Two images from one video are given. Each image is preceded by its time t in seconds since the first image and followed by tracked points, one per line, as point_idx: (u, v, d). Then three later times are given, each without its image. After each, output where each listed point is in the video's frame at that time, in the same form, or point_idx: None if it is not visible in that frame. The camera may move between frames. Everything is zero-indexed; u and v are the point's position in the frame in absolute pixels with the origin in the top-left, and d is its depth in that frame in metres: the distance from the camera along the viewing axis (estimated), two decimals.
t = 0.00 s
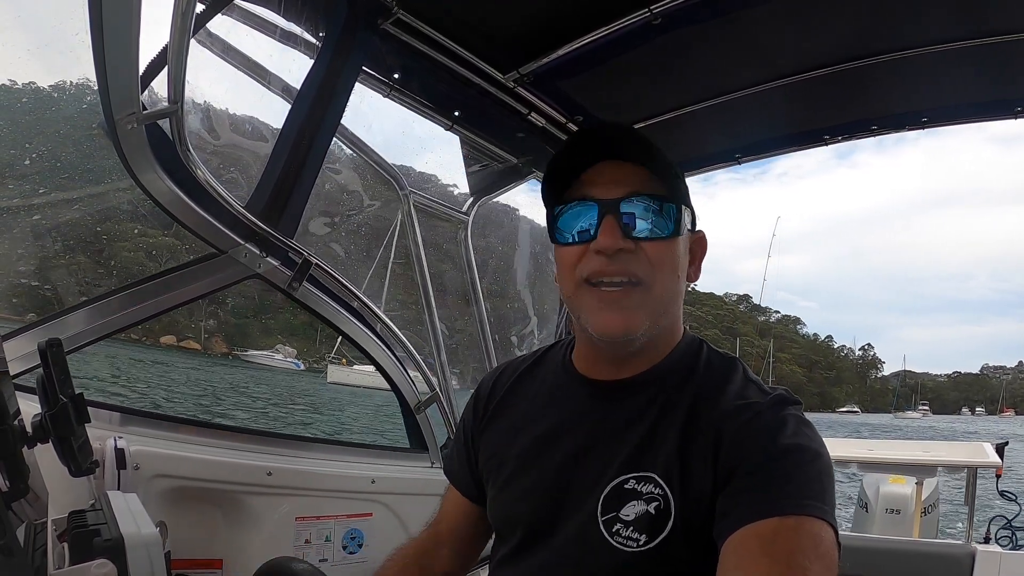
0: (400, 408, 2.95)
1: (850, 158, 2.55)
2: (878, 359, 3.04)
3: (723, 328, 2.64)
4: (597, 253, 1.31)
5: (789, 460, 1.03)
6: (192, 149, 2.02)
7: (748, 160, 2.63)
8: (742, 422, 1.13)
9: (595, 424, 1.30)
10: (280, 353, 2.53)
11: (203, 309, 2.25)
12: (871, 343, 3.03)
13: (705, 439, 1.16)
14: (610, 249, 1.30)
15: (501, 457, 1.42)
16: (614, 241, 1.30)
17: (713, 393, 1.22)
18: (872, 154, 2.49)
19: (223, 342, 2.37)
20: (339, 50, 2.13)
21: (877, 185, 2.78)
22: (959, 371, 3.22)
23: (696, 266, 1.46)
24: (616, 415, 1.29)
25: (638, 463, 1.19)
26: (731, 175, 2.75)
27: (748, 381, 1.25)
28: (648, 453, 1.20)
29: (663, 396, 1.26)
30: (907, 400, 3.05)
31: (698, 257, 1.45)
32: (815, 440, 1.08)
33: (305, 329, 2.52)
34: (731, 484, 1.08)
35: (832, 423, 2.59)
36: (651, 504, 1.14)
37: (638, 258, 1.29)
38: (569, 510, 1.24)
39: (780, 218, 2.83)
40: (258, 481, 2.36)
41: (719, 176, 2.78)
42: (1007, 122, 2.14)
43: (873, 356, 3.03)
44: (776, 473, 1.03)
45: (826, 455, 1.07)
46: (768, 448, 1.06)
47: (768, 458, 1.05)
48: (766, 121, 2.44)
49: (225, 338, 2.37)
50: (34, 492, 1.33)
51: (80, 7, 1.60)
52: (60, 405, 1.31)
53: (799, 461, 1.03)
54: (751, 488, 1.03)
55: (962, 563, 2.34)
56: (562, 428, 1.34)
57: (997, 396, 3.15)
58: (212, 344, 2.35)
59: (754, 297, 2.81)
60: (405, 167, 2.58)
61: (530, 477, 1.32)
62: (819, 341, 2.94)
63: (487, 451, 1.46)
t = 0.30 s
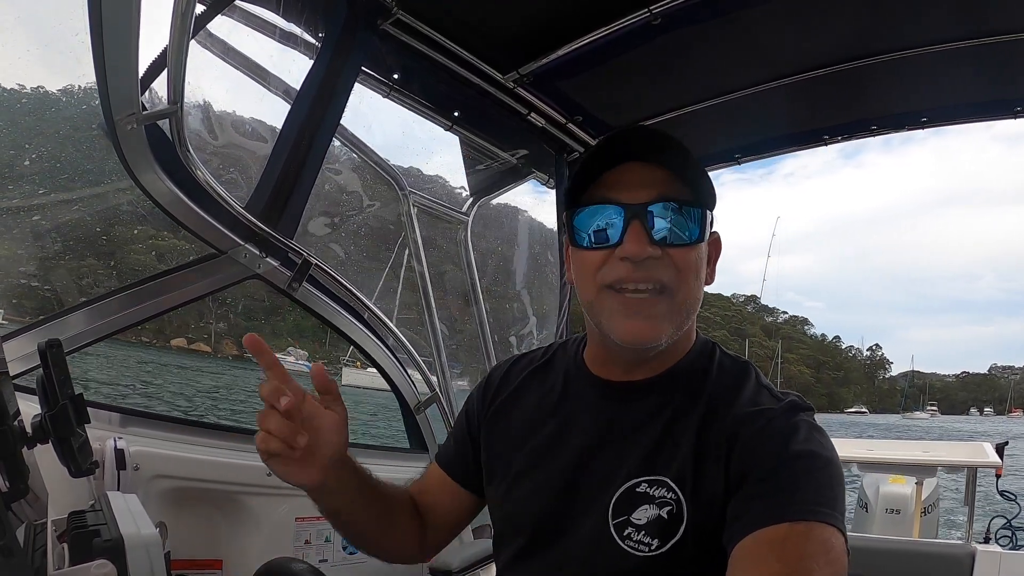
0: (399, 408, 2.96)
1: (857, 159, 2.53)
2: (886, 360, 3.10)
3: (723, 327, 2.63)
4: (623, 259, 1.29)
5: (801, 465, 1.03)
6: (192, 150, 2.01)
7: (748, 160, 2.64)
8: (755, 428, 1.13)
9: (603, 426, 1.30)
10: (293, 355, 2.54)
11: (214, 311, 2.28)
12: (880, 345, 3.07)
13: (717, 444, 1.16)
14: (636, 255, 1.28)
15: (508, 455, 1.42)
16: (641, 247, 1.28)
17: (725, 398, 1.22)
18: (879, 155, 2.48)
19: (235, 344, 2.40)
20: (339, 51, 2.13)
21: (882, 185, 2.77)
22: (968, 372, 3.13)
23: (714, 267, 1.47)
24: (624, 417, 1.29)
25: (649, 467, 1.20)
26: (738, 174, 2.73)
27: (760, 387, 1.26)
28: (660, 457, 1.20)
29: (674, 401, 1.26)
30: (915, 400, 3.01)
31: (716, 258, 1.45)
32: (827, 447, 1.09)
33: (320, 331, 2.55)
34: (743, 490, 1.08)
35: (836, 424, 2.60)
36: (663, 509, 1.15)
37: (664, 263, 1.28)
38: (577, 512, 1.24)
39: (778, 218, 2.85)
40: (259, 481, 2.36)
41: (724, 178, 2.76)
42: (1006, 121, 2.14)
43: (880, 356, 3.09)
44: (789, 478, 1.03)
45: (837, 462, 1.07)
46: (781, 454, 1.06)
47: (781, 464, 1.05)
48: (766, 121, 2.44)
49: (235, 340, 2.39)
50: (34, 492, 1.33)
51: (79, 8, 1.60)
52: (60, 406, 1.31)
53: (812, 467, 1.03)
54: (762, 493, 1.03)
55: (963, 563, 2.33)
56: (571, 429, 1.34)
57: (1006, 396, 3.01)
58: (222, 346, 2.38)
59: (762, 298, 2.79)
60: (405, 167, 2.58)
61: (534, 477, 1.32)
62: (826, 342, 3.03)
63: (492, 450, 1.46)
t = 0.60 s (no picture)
0: (399, 406, 2.96)
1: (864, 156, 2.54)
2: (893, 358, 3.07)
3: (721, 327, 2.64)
4: (573, 256, 1.32)
5: (811, 474, 1.03)
6: (191, 148, 2.01)
7: (747, 160, 2.64)
8: (765, 435, 1.13)
9: (609, 433, 1.29)
10: (305, 357, 2.60)
11: (223, 311, 2.30)
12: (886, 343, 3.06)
13: (727, 452, 1.16)
14: (580, 250, 1.30)
15: (511, 457, 1.42)
16: (585, 241, 1.31)
17: (735, 405, 1.22)
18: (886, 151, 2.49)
19: (243, 344, 2.43)
20: (338, 50, 2.13)
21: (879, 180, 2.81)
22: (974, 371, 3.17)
23: (717, 260, 1.38)
24: (626, 421, 1.29)
25: (657, 475, 1.19)
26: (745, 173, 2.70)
27: (770, 392, 1.25)
28: (668, 464, 1.20)
29: (681, 406, 1.26)
30: (922, 399, 3.04)
31: (716, 252, 1.36)
32: (838, 454, 1.09)
33: (328, 334, 2.57)
34: (754, 498, 1.08)
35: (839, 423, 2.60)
36: (671, 518, 1.15)
37: (611, 256, 1.27)
38: (582, 517, 1.24)
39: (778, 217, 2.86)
40: (259, 480, 2.37)
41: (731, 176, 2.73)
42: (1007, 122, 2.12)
43: (888, 354, 3.06)
44: (800, 486, 1.03)
45: (848, 470, 1.07)
46: (792, 462, 1.06)
47: (792, 472, 1.05)
48: (766, 121, 2.44)
49: (244, 341, 2.43)
50: (34, 491, 1.34)
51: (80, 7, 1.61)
52: (60, 405, 1.31)
53: (824, 476, 1.03)
54: (774, 502, 1.03)
55: (962, 563, 2.33)
56: (575, 434, 1.34)
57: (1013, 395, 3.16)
58: (232, 346, 2.42)
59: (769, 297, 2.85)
60: (403, 166, 2.57)
61: (538, 482, 1.32)
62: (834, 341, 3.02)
63: (496, 455, 1.45)
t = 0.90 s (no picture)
0: (399, 408, 2.95)
1: (869, 155, 2.56)
2: (900, 358, 3.19)
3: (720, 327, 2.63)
4: (545, 260, 1.35)
5: (799, 467, 1.02)
6: (192, 148, 2.00)
7: (747, 160, 2.64)
8: (751, 428, 1.12)
9: (598, 430, 1.30)
10: (314, 357, 2.62)
11: (224, 312, 2.30)
12: (893, 343, 3.17)
13: (713, 446, 1.15)
14: (550, 254, 1.33)
15: (505, 454, 1.42)
16: (554, 246, 1.33)
17: (722, 398, 1.21)
18: (891, 151, 2.51)
19: (252, 346, 2.45)
20: (338, 48, 2.13)
21: (887, 173, 2.83)
22: (983, 370, 3.35)
23: (696, 257, 1.36)
24: (617, 419, 1.29)
25: (644, 469, 1.20)
26: (749, 173, 2.74)
27: (759, 385, 1.24)
28: (654, 458, 1.20)
29: (666, 403, 1.25)
30: (929, 398, 3.15)
31: (694, 249, 1.35)
32: (826, 447, 1.08)
33: (333, 334, 2.58)
34: (740, 492, 1.07)
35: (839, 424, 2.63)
36: (658, 511, 1.15)
37: (579, 258, 1.30)
38: (572, 513, 1.24)
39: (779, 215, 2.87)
40: (258, 480, 2.37)
41: (734, 177, 2.78)
42: (1009, 121, 2.14)
43: (895, 353, 3.18)
44: (786, 480, 1.02)
45: (836, 464, 1.06)
46: (777, 456, 1.05)
47: (778, 465, 1.04)
48: (766, 119, 2.43)
49: (254, 342, 2.45)
50: (34, 490, 1.33)
51: (80, 7, 1.60)
52: (60, 405, 1.30)
53: (811, 470, 1.02)
54: (760, 496, 1.02)
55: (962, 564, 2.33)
56: (565, 432, 1.34)
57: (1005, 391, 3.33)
58: (241, 348, 2.44)
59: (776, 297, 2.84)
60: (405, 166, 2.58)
61: (529, 479, 1.33)
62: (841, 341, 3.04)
63: (490, 451, 1.46)
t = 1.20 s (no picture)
0: (400, 407, 2.97)
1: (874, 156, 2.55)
2: (905, 359, 3.16)
3: (717, 327, 2.64)
4: (525, 261, 1.37)
5: (786, 462, 1.02)
6: (192, 149, 2.00)
7: (747, 160, 2.64)
8: (735, 424, 1.12)
9: (585, 427, 1.30)
10: (324, 360, 2.64)
11: (224, 313, 2.30)
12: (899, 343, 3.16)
13: (699, 442, 1.15)
14: (530, 255, 1.34)
15: (494, 453, 1.42)
16: (533, 247, 1.34)
17: (706, 395, 1.21)
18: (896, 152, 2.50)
19: (260, 348, 2.47)
20: (338, 48, 2.12)
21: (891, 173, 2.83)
22: (988, 370, 3.35)
23: (677, 254, 1.36)
24: (608, 416, 1.29)
25: (631, 466, 1.20)
26: (754, 173, 2.73)
27: (743, 380, 1.24)
28: (642, 456, 1.20)
29: (652, 403, 1.25)
30: (934, 399, 3.17)
31: (674, 246, 1.35)
32: (811, 441, 1.08)
33: (334, 335, 2.59)
34: (727, 487, 1.07)
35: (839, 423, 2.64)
36: (646, 507, 1.14)
37: (556, 257, 1.31)
38: (560, 512, 1.24)
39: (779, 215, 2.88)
40: (258, 480, 2.36)
41: (740, 177, 2.77)
42: (1009, 121, 2.14)
43: (901, 354, 3.16)
44: (772, 476, 1.01)
45: (822, 458, 1.06)
46: (762, 452, 1.05)
47: (764, 461, 1.04)
48: (765, 120, 2.43)
49: (261, 344, 2.46)
50: (34, 491, 1.33)
51: (80, 7, 1.60)
52: (60, 405, 1.30)
53: (797, 465, 1.02)
54: (746, 492, 1.02)
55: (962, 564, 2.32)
56: (556, 431, 1.34)
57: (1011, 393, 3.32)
58: (249, 351, 2.45)
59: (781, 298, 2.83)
60: (405, 166, 2.59)
61: (518, 477, 1.33)
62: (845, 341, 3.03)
63: (479, 448, 1.46)
